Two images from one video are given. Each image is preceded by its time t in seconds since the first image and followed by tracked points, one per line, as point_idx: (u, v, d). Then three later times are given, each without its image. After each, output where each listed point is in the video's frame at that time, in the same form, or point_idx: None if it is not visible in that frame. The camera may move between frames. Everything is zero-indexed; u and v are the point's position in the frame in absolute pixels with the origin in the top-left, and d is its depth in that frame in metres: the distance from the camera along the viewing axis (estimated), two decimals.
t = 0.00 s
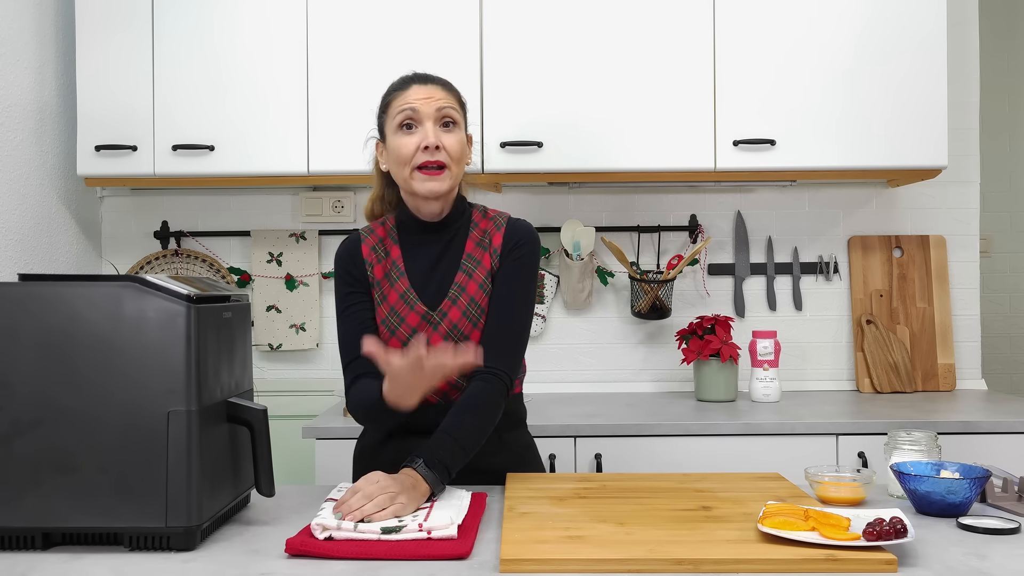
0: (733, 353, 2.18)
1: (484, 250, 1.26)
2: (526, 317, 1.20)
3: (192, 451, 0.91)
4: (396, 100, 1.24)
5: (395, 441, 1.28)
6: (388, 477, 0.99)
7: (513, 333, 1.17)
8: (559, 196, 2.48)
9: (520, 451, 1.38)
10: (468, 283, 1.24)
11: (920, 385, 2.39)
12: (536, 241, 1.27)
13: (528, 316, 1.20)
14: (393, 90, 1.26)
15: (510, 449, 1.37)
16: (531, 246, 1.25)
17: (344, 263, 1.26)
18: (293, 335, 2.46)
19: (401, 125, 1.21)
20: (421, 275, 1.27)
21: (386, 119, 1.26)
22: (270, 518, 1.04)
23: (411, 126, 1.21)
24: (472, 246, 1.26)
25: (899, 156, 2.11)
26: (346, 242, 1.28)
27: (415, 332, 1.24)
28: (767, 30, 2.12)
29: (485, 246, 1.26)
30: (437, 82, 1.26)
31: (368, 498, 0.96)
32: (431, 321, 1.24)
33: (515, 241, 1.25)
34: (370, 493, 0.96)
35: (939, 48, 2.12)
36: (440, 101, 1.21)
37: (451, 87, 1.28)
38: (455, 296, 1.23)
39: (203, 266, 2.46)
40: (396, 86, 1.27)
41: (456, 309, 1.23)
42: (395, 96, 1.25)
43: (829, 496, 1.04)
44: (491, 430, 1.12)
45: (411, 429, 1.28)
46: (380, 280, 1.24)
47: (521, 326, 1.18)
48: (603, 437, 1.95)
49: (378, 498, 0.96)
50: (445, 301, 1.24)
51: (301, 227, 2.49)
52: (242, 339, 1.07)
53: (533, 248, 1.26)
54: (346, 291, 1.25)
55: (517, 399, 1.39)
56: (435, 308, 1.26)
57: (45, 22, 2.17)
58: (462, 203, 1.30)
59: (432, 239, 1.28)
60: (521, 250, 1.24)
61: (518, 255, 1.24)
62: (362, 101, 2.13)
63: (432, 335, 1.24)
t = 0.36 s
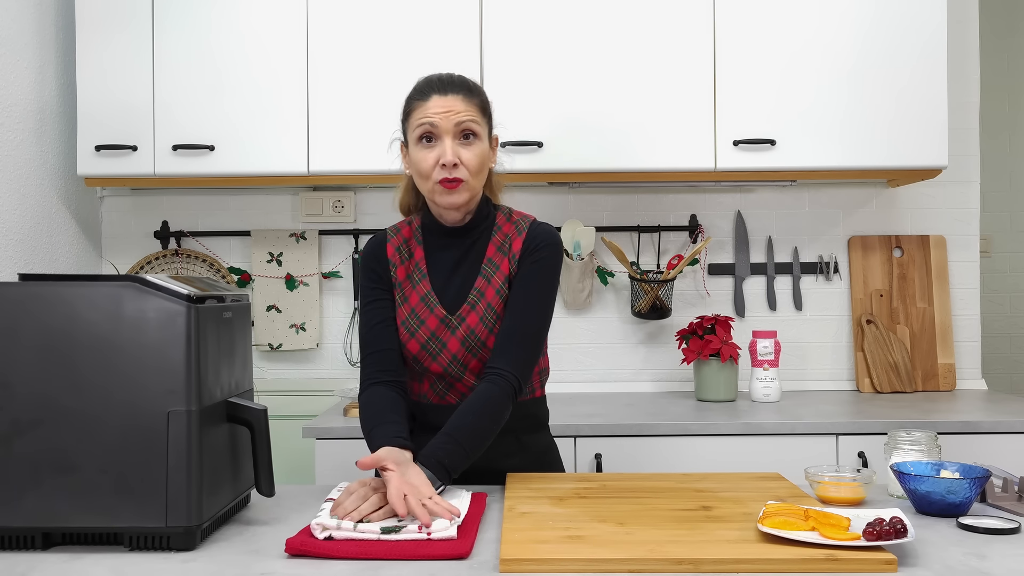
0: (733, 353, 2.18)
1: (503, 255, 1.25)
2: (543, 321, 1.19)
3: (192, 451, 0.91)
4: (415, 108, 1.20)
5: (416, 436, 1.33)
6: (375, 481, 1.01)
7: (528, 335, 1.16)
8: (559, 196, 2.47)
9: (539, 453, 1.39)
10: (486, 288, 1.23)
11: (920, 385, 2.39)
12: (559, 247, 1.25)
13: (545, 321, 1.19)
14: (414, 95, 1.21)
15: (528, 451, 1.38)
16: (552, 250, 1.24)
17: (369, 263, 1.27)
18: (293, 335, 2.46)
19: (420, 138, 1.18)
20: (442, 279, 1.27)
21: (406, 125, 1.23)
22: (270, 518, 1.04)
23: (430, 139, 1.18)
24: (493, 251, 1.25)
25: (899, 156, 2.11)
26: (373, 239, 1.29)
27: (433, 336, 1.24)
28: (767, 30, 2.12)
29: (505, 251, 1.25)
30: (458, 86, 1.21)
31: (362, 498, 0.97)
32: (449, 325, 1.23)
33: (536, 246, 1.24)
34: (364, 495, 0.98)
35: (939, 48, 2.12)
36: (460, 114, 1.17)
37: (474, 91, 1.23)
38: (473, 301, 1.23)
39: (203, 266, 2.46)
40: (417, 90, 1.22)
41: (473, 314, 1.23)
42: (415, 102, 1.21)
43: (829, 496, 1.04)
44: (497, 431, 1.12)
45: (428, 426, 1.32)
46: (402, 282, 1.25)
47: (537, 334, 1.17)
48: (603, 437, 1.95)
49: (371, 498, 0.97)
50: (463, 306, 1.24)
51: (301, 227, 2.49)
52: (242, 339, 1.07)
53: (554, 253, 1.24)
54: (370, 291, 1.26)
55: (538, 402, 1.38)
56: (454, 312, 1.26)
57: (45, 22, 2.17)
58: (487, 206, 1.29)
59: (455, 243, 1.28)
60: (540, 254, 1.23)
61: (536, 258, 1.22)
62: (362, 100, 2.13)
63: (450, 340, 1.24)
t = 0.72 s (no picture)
0: (733, 352, 2.18)
1: (507, 261, 1.25)
2: (543, 325, 1.19)
3: (192, 451, 0.91)
4: (424, 114, 1.20)
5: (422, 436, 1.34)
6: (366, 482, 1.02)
7: (527, 338, 1.16)
8: (559, 195, 2.48)
9: (544, 451, 1.40)
10: (491, 295, 1.24)
11: (920, 385, 2.39)
12: (563, 253, 1.25)
13: (545, 326, 1.19)
14: (424, 100, 1.21)
15: (533, 450, 1.39)
16: (555, 256, 1.24)
17: (373, 269, 1.26)
18: (293, 335, 2.46)
19: (427, 145, 1.18)
20: (448, 284, 1.28)
21: (414, 130, 1.23)
22: (270, 518, 1.04)
23: (438, 147, 1.18)
24: (497, 258, 1.25)
25: (898, 157, 2.11)
26: (376, 243, 1.28)
27: (438, 342, 1.24)
28: (767, 30, 2.12)
29: (509, 257, 1.25)
30: (468, 94, 1.21)
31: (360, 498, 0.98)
32: (454, 332, 1.23)
33: (539, 251, 1.24)
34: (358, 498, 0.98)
35: (939, 48, 2.12)
36: (470, 124, 1.17)
37: (485, 99, 1.22)
38: (478, 308, 1.24)
39: (203, 266, 2.46)
40: (427, 95, 1.21)
41: (479, 321, 1.23)
42: (425, 108, 1.20)
43: (830, 496, 1.04)
44: (496, 433, 1.12)
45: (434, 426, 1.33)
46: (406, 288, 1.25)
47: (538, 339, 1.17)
48: (603, 437, 1.95)
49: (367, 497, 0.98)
50: (468, 313, 1.24)
51: (301, 227, 2.49)
52: (242, 339, 1.07)
53: (558, 258, 1.24)
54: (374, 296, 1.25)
55: (543, 402, 1.40)
56: (459, 318, 1.26)
57: (45, 22, 2.17)
58: (490, 212, 1.29)
59: (459, 248, 1.28)
60: (542, 258, 1.23)
61: (538, 263, 1.23)
62: (362, 100, 2.13)
63: (455, 346, 1.24)
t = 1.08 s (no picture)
0: (733, 353, 2.18)
1: (485, 253, 1.25)
2: (527, 318, 1.19)
3: (192, 451, 0.91)
4: (417, 100, 1.20)
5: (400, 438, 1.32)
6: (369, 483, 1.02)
7: (511, 333, 1.17)
8: (559, 196, 2.48)
9: (521, 450, 1.39)
10: (471, 286, 1.24)
11: (920, 385, 2.39)
12: (539, 243, 1.26)
13: (528, 318, 1.20)
14: (418, 87, 1.21)
15: (512, 449, 1.38)
16: (532, 246, 1.25)
17: (345, 265, 1.24)
18: (293, 335, 2.46)
19: (417, 130, 1.18)
20: (426, 277, 1.26)
21: (403, 115, 1.23)
22: (270, 518, 1.04)
23: (428, 133, 1.18)
24: (474, 249, 1.26)
25: (898, 158, 2.11)
26: (348, 240, 1.27)
27: (417, 335, 1.23)
28: (767, 31, 2.12)
29: (487, 249, 1.25)
30: (463, 89, 1.22)
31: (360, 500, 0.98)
32: (434, 324, 1.23)
33: (517, 242, 1.25)
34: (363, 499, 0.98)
35: (939, 48, 2.12)
36: (463, 115, 1.18)
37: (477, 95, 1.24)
38: (459, 300, 1.23)
39: (203, 266, 2.46)
40: (421, 82, 1.22)
41: (459, 313, 1.23)
42: (419, 94, 1.20)
43: (829, 496, 1.04)
44: (490, 429, 1.12)
45: (411, 427, 1.30)
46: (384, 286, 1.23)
47: (521, 331, 1.18)
48: (604, 437, 1.95)
49: (366, 500, 0.98)
50: (447, 306, 1.24)
51: (301, 227, 2.49)
52: (242, 338, 1.07)
53: (535, 248, 1.25)
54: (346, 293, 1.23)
55: (520, 400, 1.38)
56: (438, 311, 1.25)
57: (45, 22, 2.17)
58: (466, 205, 1.28)
59: (436, 242, 1.27)
60: (522, 250, 1.24)
61: (517, 255, 1.23)
62: (363, 100, 2.13)
63: (435, 339, 1.24)
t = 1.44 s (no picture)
0: (733, 353, 2.18)
1: (474, 244, 1.26)
2: (520, 307, 1.19)
3: (192, 451, 0.91)
4: (417, 94, 1.20)
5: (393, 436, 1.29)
6: (382, 481, 0.99)
7: (504, 323, 1.16)
8: (558, 195, 2.48)
9: (517, 449, 1.38)
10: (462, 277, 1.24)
11: (920, 385, 2.39)
12: (526, 232, 1.26)
13: (520, 308, 1.19)
14: (419, 81, 1.21)
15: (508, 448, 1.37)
16: (522, 239, 1.25)
17: (335, 260, 1.26)
18: (293, 335, 2.46)
19: (417, 124, 1.18)
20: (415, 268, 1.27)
21: (400, 108, 1.22)
22: (270, 518, 1.04)
23: (427, 127, 1.18)
24: (464, 241, 1.26)
25: (898, 158, 2.11)
26: (338, 238, 1.28)
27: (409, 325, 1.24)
28: (767, 31, 2.12)
29: (476, 240, 1.26)
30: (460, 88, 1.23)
31: (362, 501, 0.96)
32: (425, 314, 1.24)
33: (506, 233, 1.25)
34: (370, 495, 0.97)
35: (939, 48, 2.12)
36: (463, 114, 1.19)
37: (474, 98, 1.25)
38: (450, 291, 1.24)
39: (203, 266, 2.46)
40: (421, 78, 1.22)
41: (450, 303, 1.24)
42: (420, 88, 1.21)
43: (830, 496, 1.04)
44: (489, 425, 1.13)
45: (405, 425, 1.28)
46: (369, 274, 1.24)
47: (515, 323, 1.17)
48: (604, 437, 1.95)
49: (372, 501, 0.96)
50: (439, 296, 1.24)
51: (301, 227, 2.49)
52: (242, 338, 1.07)
53: (523, 239, 1.25)
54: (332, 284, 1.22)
55: (515, 398, 1.39)
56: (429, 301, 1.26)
57: (45, 22, 2.17)
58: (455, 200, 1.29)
59: (425, 235, 1.28)
60: (513, 242, 1.24)
61: (507, 247, 1.23)
62: (363, 101, 2.13)
63: (427, 329, 1.25)
